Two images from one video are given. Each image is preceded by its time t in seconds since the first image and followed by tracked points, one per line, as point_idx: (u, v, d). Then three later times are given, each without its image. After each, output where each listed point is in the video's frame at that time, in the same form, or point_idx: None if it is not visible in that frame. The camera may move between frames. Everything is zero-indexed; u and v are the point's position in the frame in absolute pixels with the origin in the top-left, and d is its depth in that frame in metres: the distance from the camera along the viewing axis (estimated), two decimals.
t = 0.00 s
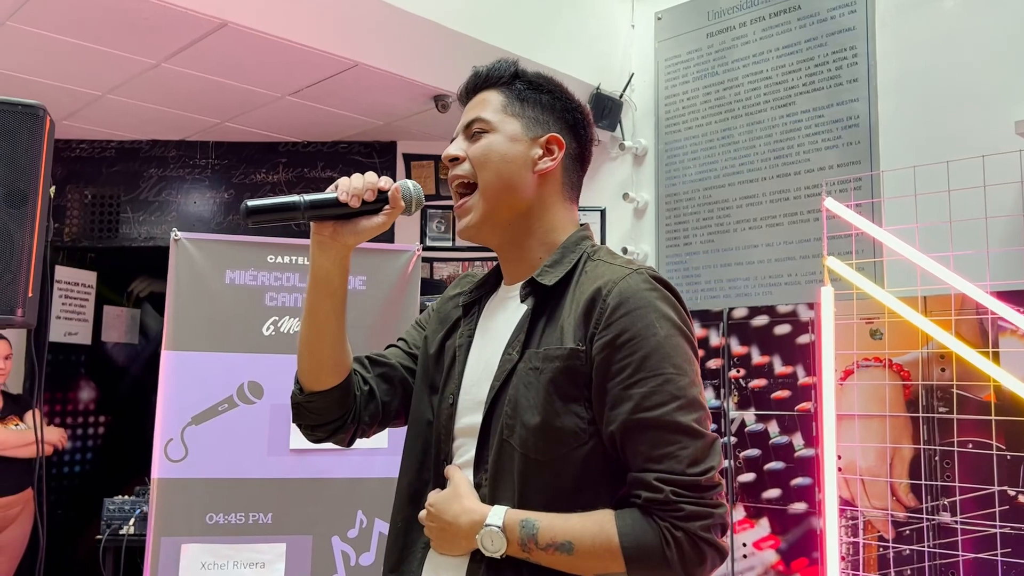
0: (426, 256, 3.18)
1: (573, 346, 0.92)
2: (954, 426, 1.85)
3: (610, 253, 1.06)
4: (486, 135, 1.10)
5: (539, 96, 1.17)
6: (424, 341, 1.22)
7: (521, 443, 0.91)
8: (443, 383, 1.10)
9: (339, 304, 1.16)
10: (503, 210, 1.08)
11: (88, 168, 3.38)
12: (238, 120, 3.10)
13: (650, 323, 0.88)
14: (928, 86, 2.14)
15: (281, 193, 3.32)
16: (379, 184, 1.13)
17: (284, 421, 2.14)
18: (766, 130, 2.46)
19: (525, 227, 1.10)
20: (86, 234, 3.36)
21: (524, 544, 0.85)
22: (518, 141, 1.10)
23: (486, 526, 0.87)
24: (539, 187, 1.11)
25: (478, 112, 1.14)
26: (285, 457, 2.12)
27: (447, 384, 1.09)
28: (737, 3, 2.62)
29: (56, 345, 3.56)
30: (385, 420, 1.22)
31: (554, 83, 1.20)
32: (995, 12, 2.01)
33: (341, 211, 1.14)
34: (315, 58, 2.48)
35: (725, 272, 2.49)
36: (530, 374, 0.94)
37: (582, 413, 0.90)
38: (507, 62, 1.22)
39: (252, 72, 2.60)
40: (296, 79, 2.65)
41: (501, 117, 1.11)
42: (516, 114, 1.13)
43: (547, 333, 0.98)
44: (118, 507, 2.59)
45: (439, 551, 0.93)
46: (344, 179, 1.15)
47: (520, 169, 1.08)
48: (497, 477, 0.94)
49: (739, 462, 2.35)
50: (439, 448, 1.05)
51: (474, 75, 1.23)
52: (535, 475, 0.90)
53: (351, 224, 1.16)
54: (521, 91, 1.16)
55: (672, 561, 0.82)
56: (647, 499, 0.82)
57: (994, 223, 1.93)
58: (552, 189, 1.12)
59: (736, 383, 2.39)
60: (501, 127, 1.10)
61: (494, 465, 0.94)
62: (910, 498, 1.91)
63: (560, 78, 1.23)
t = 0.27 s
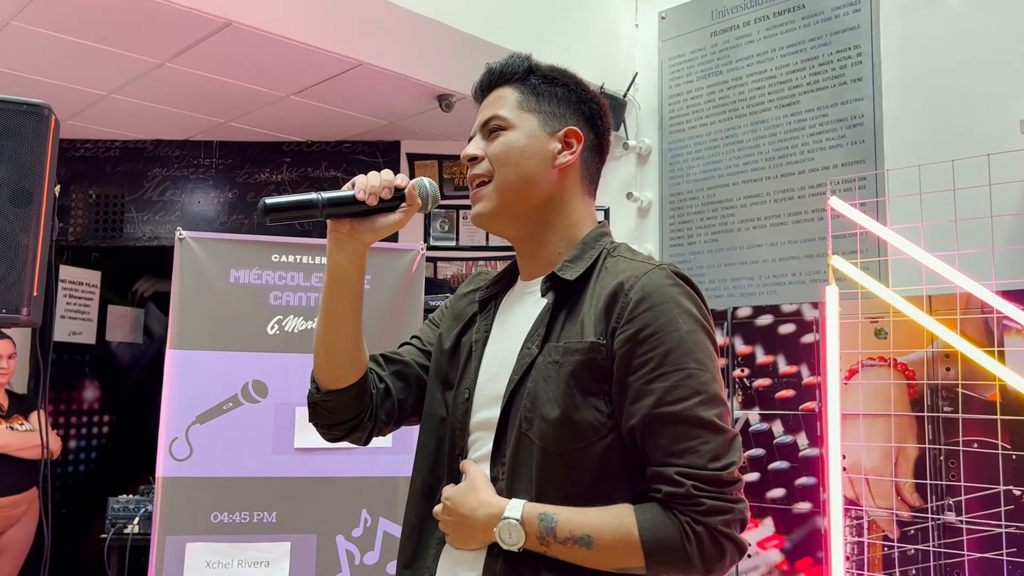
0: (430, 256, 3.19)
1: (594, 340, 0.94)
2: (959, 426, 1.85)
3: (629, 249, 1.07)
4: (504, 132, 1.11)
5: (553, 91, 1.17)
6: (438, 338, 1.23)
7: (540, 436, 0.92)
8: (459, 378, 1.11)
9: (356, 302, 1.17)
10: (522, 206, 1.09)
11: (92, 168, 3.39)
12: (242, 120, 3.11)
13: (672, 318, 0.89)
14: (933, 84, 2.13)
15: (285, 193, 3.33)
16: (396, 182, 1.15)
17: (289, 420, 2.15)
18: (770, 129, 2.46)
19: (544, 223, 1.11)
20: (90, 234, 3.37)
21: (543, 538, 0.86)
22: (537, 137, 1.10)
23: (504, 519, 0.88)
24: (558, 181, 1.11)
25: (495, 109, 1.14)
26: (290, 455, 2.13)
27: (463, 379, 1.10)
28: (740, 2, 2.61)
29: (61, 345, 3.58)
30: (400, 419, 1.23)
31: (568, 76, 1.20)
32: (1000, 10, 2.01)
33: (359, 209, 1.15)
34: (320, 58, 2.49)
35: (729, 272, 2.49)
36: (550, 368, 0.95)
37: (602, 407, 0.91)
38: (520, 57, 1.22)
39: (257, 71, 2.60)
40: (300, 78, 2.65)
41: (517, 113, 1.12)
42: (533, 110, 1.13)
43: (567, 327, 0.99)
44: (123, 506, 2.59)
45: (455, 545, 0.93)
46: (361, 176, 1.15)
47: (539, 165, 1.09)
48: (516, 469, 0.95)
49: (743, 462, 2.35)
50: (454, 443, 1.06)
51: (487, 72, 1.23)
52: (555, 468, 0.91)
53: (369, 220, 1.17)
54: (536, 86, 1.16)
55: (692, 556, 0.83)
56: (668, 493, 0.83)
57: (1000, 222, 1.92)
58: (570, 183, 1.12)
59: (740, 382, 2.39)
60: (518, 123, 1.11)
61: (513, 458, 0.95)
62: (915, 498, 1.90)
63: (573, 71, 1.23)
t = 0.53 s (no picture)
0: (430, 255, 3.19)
1: (598, 342, 0.94)
2: (960, 425, 1.85)
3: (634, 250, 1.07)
4: (507, 135, 1.11)
5: (557, 91, 1.17)
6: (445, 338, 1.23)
7: (544, 437, 0.92)
8: (466, 379, 1.12)
9: (366, 303, 1.17)
10: (527, 209, 1.09)
11: (93, 167, 3.39)
12: (243, 119, 3.11)
13: (676, 320, 0.89)
14: (934, 83, 2.13)
15: (286, 193, 3.33)
16: (406, 183, 1.15)
17: (290, 419, 2.15)
18: (771, 129, 2.45)
19: (549, 225, 1.11)
20: (91, 234, 3.37)
21: (547, 539, 0.86)
22: (541, 139, 1.10)
23: (509, 520, 0.88)
24: (563, 183, 1.11)
25: (498, 111, 1.14)
26: (291, 455, 2.13)
27: (470, 380, 1.11)
28: (741, 2, 2.61)
29: (62, 344, 3.58)
30: (409, 418, 1.23)
31: (571, 75, 1.19)
32: (1001, 10, 2.00)
33: (369, 210, 1.14)
34: (321, 58, 2.49)
35: (730, 271, 2.49)
36: (555, 369, 0.96)
37: (606, 408, 0.92)
38: (523, 58, 1.22)
39: (258, 71, 2.60)
40: (301, 78, 2.65)
41: (520, 116, 1.12)
42: (537, 112, 1.13)
43: (572, 329, 1.00)
44: (124, 505, 2.59)
45: (462, 545, 0.94)
46: (371, 176, 1.15)
47: (544, 167, 1.09)
48: (520, 470, 0.95)
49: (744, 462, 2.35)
50: (461, 443, 1.07)
51: (490, 73, 1.23)
52: (560, 470, 0.91)
53: (379, 221, 1.17)
54: (539, 87, 1.16)
55: (698, 558, 0.83)
56: (673, 496, 0.83)
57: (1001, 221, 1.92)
58: (575, 184, 1.12)
59: (741, 382, 2.38)
60: (521, 126, 1.11)
61: (518, 460, 0.96)
62: (915, 497, 1.90)
63: (576, 70, 1.23)
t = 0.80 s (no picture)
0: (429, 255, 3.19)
1: (599, 342, 0.94)
2: (959, 426, 1.85)
3: (637, 250, 1.07)
4: (510, 135, 1.12)
5: (559, 91, 1.17)
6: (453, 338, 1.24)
7: (546, 438, 0.93)
8: (473, 380, 1.13)
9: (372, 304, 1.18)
10: (530, 208, 1.10)
11: (91, 167, 3.39)
12: (242, 119, 3.10)
13: (676, 321, 0.89)
14: (934, 84, 2.13)
15: (285, 193, 3.33)
16: (411, 186, 1.14)
17: (290, 419, 2.15)
18: (770, 129, 2.46)
19: (553, 225, 1.12)
20: (89, 233, 3.37)
21: (546, 540, 0.87)
22: (543, 138, 1.11)
23: (509, 520, 0.89)
24: (567, 182, 1.11)
25: (501, 113, 1.15)
26: (291, 455, 2.13)
27: (477, 380, 1.11)
28: (740, 2, 2.61)
29: (60, 344, 3.56)
30: (416, 418, 1.25)
31: (574, 74, 1.20)
32: (1001, 10, 2.01)
33: (376, 212, 1.14)
34: (320, 58, 2.49)
35: (728, 272, 2.50)
36: (557, 370, 0.97)
37: (607, 409, 0.92)
38: (528, 59, 1.22)
39: (257, 70, 2.60)
40: (301, 77, 2.65)
41: (523, 116, 1.13)
42: (539, 111, 1.13)
43: (574, 330, 1.00)
44: (122, 505, 2.59)
45: (464, 545, 0.95)
46: (376, 180, 1.15)
47: (546, 167, 1.09)
48: (523, 470, 0.96)
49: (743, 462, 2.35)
50: (469, 443, 1.08)
51: (495, 75, 1.24)
52: (561, 470, 0.92)
53: (384, 224, 1.17)
54: (542, 86, 1.16)
55: (696, 560, 0.83)
56: (672, 497, 0.83)
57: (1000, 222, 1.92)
58: (579, 183, 1.12)
59: (740, 382, 2.39)
60: (524, 126, 1.12)
61: (520, 461, 0.96)
62: (914, 497, 1.90)
63: (579, 69, 1.23)
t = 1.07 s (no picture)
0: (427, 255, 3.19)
1: (617, 340, 0.95)
2: (956, 425, 1.85)
3: (650, 248, 1.08)
4: (508, 136, 1.12)
5: (554, 87, 1.17)
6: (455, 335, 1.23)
7: (562, 435, 0.93)
8: (480, 376, 1.13)
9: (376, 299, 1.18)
10: (534, 207, 1.10)
11: (87, 166, 3.38)
12: (239, 118, 3.10)
13: (698, 319, 0.90)
14: (930, 84, 2.14)
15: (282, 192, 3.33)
16: (416, 180, 1.15)
17: (289, 419, 2.14)
18: (767, 129, 2.46)
19: (557, 221, 1.12)
20: (85, 232, 3.36)
21: (565, 536, 0.87)
22: (541, 135, 1.11)
23: (526, 516, 0.89)
24: (568, 176, 1.11)
25: (498, 114, 1.16)
26: (289, 454, 2.13)
27: (484, 376, 1.11)
28: (737, 3, 2.61)
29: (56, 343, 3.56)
30: (417, 415, 1.25)
31: (569, 70, 1.21)
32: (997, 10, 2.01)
33: (380, 206, 1.15)
34: (318, 57, 2.48)
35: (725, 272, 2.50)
36: (573, 367, 0.97)
37: (625, 407, 0.93)
38: (521, 58, 1.23)
39: (256, 69, 2.59)
40: (299, 77, 2.65)
41: (521, 115, 1.13)
42: (535, 109, 1.14)
43: (591, 327, 1.01)
44: (119, 505, 2.58)
45: (475, 541, 0.95)
46: (381, 175, 1.16)
47: (547, 164, 1.09)
48: (537, 467, 0.96)
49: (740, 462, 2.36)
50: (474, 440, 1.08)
51: (491, 78, 1.25)
52: (578, 467, 0.92)
53: (389, 217, 1.18)
54: (536, 85, 1.17)
55: (716, 556, 0.84)
56: (692, 494, 0.84)
57: (997, 222, 1.93)
58: (581, 176, 1.13)
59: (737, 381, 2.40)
60: (522, 125, 1.12)
61: (535, 458, 0.97)
62: (911, 497, 1.91)
63: (574, 64, 1.23)
